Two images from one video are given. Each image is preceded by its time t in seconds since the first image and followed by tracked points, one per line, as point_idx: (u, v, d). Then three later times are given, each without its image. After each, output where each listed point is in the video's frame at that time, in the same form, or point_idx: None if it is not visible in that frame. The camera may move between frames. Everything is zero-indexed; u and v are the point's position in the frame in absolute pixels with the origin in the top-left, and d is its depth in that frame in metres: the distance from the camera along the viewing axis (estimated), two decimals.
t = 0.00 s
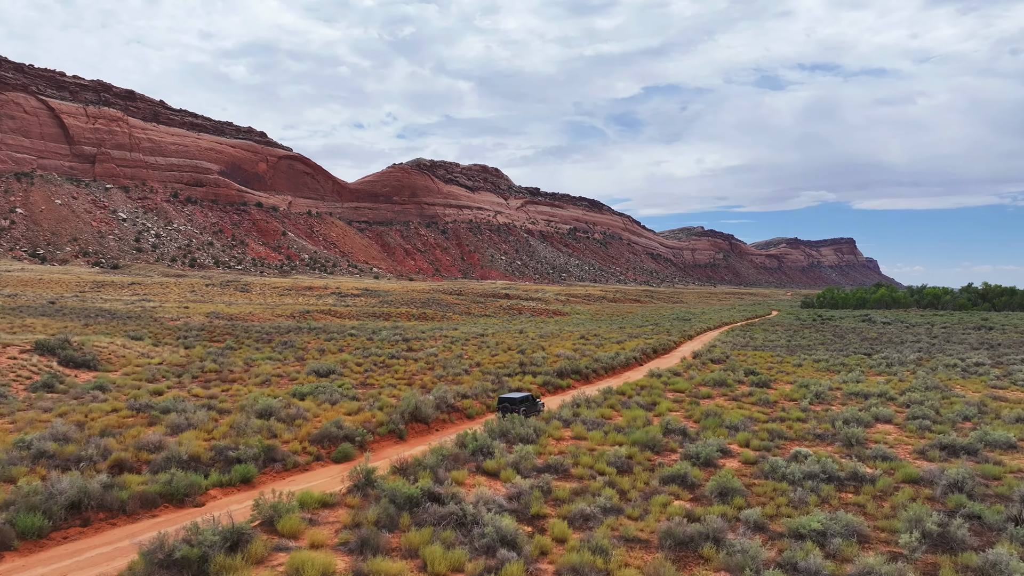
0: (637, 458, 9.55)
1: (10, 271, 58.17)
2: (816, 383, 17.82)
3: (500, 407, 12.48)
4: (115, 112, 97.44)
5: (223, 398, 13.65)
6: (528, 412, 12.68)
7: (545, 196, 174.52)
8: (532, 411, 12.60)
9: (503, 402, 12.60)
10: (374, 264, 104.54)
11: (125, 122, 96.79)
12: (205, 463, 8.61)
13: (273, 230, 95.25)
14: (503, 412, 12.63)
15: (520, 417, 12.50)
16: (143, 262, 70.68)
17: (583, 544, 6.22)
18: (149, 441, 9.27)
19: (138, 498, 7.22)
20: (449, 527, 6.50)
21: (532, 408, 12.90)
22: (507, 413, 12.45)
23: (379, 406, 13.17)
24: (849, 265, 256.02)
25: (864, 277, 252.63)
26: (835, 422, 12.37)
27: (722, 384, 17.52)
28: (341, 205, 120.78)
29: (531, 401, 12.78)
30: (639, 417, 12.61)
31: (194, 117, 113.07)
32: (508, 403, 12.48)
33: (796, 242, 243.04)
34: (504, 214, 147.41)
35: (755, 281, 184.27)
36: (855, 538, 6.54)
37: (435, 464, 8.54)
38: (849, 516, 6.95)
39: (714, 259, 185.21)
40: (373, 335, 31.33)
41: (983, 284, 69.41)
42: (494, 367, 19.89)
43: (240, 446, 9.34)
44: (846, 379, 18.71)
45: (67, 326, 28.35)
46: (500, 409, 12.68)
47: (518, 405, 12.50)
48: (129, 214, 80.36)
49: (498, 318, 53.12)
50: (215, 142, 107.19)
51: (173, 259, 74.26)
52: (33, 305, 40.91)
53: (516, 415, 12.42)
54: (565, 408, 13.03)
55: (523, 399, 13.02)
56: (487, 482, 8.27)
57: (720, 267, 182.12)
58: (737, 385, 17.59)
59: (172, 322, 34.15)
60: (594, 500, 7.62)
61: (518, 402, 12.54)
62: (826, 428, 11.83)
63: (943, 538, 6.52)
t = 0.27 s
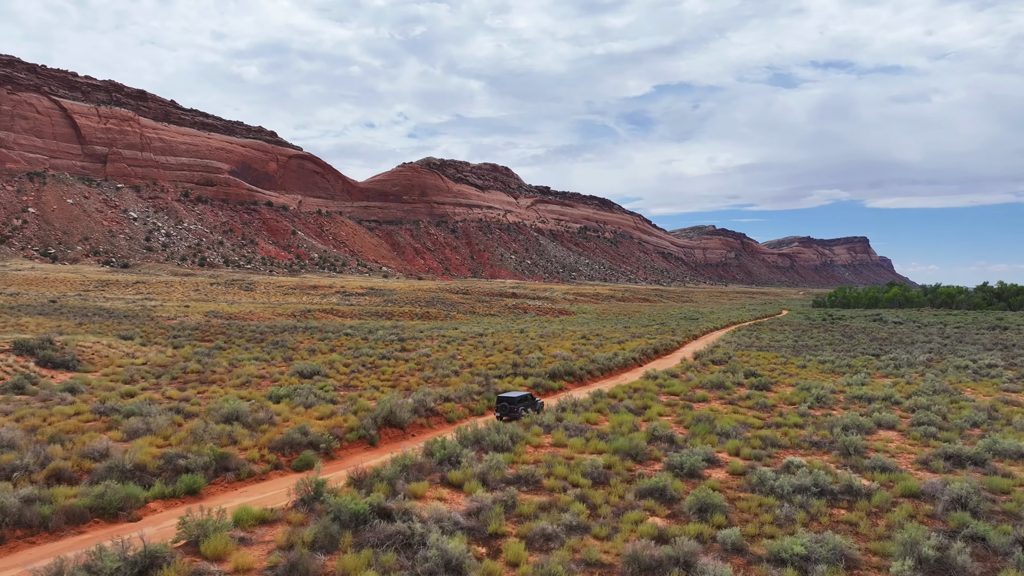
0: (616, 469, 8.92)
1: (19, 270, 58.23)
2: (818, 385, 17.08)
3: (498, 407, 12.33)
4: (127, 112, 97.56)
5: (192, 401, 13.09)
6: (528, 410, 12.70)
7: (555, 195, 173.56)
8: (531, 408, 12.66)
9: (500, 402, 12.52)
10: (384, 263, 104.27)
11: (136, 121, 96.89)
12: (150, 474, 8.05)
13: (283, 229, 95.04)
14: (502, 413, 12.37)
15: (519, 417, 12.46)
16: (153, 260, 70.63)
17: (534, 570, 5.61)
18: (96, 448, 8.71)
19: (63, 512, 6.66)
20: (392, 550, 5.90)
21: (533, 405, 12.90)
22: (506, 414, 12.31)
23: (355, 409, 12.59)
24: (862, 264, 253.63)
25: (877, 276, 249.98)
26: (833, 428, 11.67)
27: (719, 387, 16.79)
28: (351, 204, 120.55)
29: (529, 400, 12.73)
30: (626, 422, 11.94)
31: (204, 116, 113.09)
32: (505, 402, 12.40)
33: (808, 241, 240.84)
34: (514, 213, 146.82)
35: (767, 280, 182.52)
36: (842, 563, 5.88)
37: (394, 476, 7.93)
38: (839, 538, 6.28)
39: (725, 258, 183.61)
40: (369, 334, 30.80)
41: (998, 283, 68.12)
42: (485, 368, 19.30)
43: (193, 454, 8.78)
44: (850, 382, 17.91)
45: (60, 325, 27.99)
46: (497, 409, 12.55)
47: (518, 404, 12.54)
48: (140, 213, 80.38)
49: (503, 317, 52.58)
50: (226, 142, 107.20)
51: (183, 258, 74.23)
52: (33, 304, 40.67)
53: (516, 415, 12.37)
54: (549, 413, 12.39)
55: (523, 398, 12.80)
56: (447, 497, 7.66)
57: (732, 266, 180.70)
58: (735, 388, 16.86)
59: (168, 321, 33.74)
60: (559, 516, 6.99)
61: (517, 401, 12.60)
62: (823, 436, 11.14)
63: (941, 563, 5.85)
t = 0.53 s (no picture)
0: (592, 481, 8.25)
1: (26, 270, 58.09)
2: (820, 388, 16.33)
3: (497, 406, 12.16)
4: (135, 111, 97.38)
5: (158, 406, 12.47)
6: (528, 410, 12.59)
7: (563, 194, 172.51)
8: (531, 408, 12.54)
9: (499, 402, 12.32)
10: (391, 262, 103.84)
11: (144, 121, 96.71)
12: (84, 487, 7.42)
13: (291, 228, 94.71)
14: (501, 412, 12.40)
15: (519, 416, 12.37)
16: (159, 260, 70.38)
17: None
18: (33, 459, 8.07)
19: None
20: None
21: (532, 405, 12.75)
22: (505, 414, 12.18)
23: (326, 414, 11.95)
24: (873, 263, 251.43)
25: (887, 275, 247.53)
26: (833, 435, 10.93)
27: (716, 390, 16.05)
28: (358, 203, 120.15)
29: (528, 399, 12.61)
30: (612, 428, 11.25)
31: (212, 115, 112.87)
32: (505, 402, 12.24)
33: (818, 240, 238.89)
34: (521, 212, 146.07)
35: (777, 279, 181.04)
36: None
37: (346, 491, 7.25)
38: (828, 567, 5.58)
39: (734, 258, 182.23)
40: (363, 334, 30.19)
41: (1011, 282, 66.88)
42: (474, 369, 18.68)
43: (137, 463, 8.14)
44: (854, 384, 17.12)
45: (48, 324, 27.49)
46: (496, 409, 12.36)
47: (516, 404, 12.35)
48: (147, 212, 80.19)
49: (505, 317, 51.93)
50: (234, 141, 106.93)
51: (190, 257, 73.98)
52: (31, 304, 40.32)
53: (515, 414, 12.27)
54: (532, 417, 11.69)
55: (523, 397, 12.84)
56: (401, 515, 7.00)
57: (741, 265, 179.28)
58: (733, 391, 16.12)
59: (162, 321, 33.26)
60: (519, 537, 6.32)
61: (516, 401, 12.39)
62: (821, 444, 10.42)
63: None
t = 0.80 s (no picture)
0: (567, 499, 7.52)
1: (29, 270, 57.68)
2: (823, 392, 15.55)
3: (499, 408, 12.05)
4: (139, 111, 96.97)
5: (119, 412, 11.76)
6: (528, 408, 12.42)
7: (568, 195, 171.65)
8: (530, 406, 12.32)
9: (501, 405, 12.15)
10: (395, 262, 103.18)
11: (148, 122, 96.32)
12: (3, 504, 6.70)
13: (294, 228, 94.21)
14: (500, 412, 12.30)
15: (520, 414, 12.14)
16: (163, 260, 69.95)
17: None
18: None
19: None
20: None
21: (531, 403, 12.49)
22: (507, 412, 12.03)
23: (294, 420, 11.24)
24: (880, 263, 249.61)
25: (894, 275, 245.73)
26: (834, 445, 10.16)
27: (713, 394, 15.29)
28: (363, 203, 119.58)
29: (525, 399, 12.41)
30: (596, 435, 10.49)
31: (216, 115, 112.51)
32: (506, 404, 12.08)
33: (825, 240, 237.20)
34: (526, 211, 145.29)
35: (783, 279, 179.74)
36: None
37: (288, 511, 6.53)
38: None
39: (740, 257, 181.05)
40: (355, 335, 29.43)
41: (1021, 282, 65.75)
42: (462, 372, 17.97)
43: (70, 476, 7.42)
44: (858, 388, 16.31)
45: (33, 325, 26.85)
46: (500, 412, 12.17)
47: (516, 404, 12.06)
48: (151, 212, 79.74)
49: (505, 317, 51.22)
50: (238, 142, 106.46)
51: (194, 257, 73.51)
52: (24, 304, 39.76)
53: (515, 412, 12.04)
54: (513, 424, 10.95)
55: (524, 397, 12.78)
56: (348, 538, 6.28)
57: (747, 265, 178.01)
58: (731, 396, 15.31)
59: (153, 321, 32.63)
60: (474, 568, 5.58)
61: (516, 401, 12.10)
62: (821, 455, 9.63)
63: None
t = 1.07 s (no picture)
0: (540, 521, 6.77)
1: (28, 270, 57.11)
2: (826, 397, 14.77)
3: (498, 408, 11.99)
4: (140, 112, 96.35)
5: (74, 420, 11.01)
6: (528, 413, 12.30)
7: (570, 195, 170.79)
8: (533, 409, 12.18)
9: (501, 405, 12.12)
10: (396, 262, 102.44)
11: (150, 122, 95.69)
12: None
13: (296, 229, 93.60)
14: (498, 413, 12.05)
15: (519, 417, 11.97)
16: (163, 260, 69.38)
17: None
18: None
19: None
20: None
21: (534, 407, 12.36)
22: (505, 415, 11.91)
23: (258, 428, 10.49)
24: (884, 264, 248.30)
25: (898, 276, 244.22)
26: (836, 457, 9.40)
27: (709, 400, 14.54)
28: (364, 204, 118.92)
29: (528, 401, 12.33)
30: (580, 446, 9.75)
31: (217, 116, 111.95)
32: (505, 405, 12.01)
33: (828, 241, 235.96)
34: (529, 212, 144.50)
35: (786, 280, 178.57)
36: None
37: (219, 538, 5.79)
38: None
39: (743, 258, 180.05)
40: (344, 336, 28.63)
41: None
42: (449, 376, 17.23)
43: None
44: (862, 393, 15.52)
45: (13, 327, 26.12)
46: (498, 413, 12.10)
47: (516, 405, 11.91)
48: (152, 213, 79.15)
49: (503, 318, 50.57)
50: (240, 142, 105.84)
51: (194, 258, 72.91)
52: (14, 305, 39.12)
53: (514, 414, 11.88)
54: (491, 434, 10.17)
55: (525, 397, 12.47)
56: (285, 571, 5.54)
57: (750, 266, 177.01)
58: (728, 402, 14.54)
59: (141, 322, 31.95)
60: None
61: (517, 402, 11.96)
62: (823, 469, 8.86)
63: None
